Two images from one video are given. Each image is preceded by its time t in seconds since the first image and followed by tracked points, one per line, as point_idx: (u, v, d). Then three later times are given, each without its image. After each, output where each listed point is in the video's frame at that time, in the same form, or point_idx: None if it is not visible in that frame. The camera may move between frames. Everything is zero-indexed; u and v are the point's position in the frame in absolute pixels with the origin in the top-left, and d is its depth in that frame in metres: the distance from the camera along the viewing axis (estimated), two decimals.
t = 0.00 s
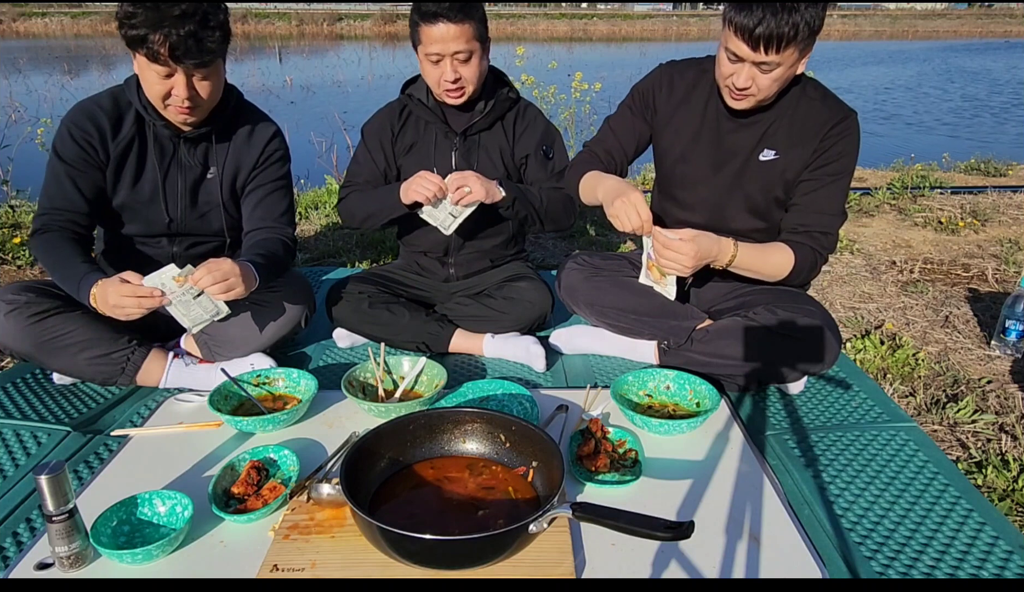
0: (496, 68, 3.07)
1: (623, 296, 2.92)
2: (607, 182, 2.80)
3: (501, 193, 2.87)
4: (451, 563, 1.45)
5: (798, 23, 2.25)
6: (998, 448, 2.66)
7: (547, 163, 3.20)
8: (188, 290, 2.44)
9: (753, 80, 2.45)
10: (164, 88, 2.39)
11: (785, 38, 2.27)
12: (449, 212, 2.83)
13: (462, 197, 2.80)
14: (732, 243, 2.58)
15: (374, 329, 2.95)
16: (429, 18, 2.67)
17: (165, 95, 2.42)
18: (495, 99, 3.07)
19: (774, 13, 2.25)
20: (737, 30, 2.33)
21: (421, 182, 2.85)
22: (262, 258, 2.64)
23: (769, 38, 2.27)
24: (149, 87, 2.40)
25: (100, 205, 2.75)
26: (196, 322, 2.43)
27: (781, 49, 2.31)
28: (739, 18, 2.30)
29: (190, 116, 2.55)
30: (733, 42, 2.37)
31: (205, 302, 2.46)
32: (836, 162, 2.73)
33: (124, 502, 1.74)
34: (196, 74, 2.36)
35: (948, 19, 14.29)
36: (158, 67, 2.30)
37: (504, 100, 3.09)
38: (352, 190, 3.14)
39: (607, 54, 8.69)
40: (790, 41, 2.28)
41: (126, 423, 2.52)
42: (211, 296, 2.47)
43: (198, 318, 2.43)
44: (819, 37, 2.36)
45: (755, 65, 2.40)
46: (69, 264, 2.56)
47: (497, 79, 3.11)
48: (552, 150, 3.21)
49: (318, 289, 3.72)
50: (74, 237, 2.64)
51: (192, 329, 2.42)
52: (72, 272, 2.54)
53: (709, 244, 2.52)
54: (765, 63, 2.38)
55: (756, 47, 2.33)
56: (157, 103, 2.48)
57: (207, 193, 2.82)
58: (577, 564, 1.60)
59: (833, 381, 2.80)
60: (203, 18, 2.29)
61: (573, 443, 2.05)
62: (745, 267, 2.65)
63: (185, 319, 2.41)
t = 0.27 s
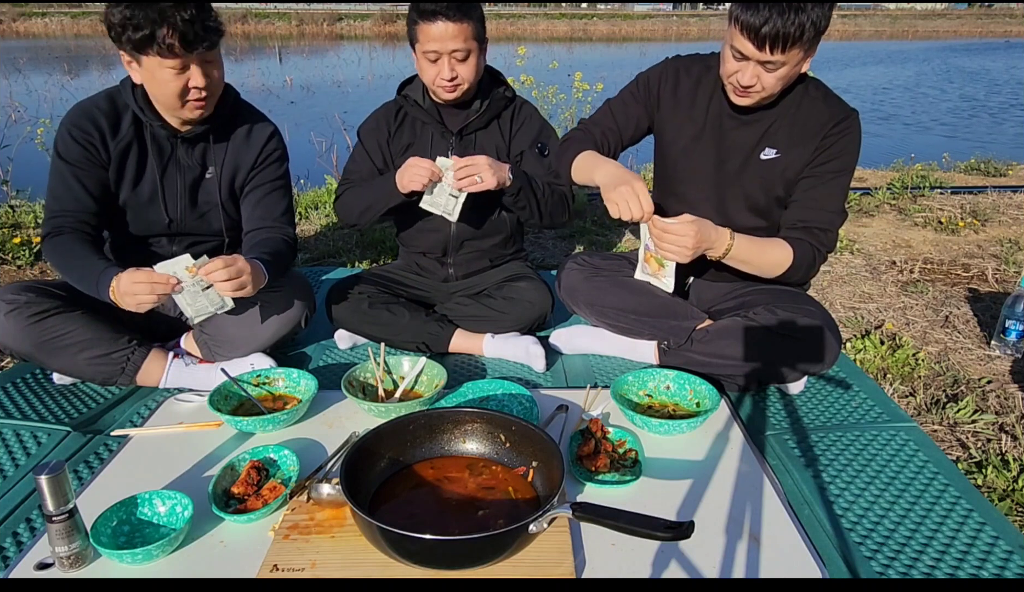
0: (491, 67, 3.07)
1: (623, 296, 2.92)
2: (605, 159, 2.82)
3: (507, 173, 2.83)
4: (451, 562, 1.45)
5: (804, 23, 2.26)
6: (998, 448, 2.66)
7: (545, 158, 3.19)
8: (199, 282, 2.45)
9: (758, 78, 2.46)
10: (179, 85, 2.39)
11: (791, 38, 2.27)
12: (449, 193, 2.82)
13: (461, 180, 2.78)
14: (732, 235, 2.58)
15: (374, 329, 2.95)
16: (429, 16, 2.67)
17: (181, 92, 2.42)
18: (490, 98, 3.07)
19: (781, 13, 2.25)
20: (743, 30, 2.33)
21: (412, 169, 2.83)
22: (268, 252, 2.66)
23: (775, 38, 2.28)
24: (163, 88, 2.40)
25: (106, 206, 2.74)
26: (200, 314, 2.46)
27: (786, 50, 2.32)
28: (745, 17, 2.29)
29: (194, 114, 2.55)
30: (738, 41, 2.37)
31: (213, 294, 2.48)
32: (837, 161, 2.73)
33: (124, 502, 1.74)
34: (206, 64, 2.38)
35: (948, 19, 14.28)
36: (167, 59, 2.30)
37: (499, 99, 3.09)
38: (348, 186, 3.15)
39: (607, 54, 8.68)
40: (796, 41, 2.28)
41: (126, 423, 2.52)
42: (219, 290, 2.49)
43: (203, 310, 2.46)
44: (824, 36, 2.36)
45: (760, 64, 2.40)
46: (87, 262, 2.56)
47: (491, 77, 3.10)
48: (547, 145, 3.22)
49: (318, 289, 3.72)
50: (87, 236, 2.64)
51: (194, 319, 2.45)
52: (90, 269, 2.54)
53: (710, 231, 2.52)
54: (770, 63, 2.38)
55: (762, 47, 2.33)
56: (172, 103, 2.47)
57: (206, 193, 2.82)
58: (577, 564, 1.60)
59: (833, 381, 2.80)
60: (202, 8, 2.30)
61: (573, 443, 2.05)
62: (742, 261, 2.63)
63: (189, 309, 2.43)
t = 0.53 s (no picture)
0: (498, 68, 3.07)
1: (623, 296, 2.92)
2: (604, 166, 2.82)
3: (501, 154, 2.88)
4: (451, 562, 1.45)
5: (806, 22, 2.26)
6: (998, 448, 2.66)
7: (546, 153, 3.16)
8: (215, 275, 2.41)
9: (761, 78, 2.46)
10: (196, 76, 2.41)
11: (793, 37, 2.27)
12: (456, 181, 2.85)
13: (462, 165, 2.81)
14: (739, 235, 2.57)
15: (374, 329, 2.95)
16: (444, 11, 2.67)
17: (199, 82, 2.43)
18: (492, 98, 3.07)
19: (782, 13, 2.25)
20: (745, 30, 2.32)
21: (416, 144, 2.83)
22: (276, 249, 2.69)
23: (777, 38, 2.28)
24: (180, 82, 2.41)
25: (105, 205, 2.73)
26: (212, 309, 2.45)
27: (788, 49, 2.32)
28: (747, 18, 2.29)
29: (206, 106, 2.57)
30: (740, 42, 2.37)
31: (228, 289, 2.45)
32: (838, 161, 2.73)
33: (124, 502, 1.74)
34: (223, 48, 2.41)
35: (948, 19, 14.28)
36: (182, 48, 2.32)
37: (501, 99, 3.09)
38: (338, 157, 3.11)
39: (607, 54, 8.69)
40: (798, 40, 2.29)
41: (126, 423, 2.52)
42: (234, 283, 2.45)
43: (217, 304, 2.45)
44: (826, 33, 2.36)
45: (762, 64, 2.40)
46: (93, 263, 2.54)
47: (495, 77, 3.10)
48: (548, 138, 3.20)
49: (318, 289, 3.72)
50: (88, 236, 2.63)
51: (205, 311, 2.45)
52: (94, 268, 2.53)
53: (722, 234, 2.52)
54: (772, 63, 2.38)
55: (763, 47, 2.33)
56: (189, 97, 2.48)
57: (203, 191, 2.82)
58: (577, 564, 1.60)
59: (833, 381, 2.80)
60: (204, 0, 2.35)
61: (573, 443, 2.05)
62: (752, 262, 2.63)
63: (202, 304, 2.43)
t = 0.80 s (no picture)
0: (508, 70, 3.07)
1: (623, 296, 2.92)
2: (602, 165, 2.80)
3: (499, 151, 2.85)
4: (451, 562, 1.45)
5: (804, 21, 2.26)
6: (998, 448, 2.66)
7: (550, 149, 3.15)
8: (209, 267, 2.43)
9: (760, 77, 2.46)
10: (191, 70, 2.41)
11: (792, 36, 2.27)
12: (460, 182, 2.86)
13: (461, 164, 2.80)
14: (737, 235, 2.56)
15: (374, 329, 2.95)
16: (458, 12, 2.66)
17: (192, 78, 2.43)
18: (498, 99, 3.09)
19: (781, 11, 2.25)
20: (744, 30, 2.33)
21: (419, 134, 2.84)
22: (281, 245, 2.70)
23: (776, 37, 2.28)
24: (174, 77, 2.41)
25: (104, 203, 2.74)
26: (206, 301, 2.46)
27: (787, 48, 2.32)
28: (745, 17, 2.29)
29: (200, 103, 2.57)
30: (739, 42, 2.37)
31: (221, 281, 2.46)
32: (837, 159, 2.74)
33: (124, 502, 1.74)
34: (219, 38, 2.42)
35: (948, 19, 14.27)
36: (178, 41, 2.33)
37: (507, 100, 3.10)
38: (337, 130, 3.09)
39: (607, 54, 8.69)
40: (796, 39, 2.28)
41: (126, 423, 2.52)
42: (229, 275, 2.47)
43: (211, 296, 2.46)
44: (825, 32, 2.36)
45: (761, 63, 2.40)
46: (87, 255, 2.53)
47: (503, 77, 3.11)
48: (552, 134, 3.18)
49: (318, 289, 3.72)
50: (84, 232, 2.63)
51: (199, 304, 2.45)
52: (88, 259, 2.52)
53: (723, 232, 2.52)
54: (771, 62, 2.38)
55: (762, 47, 2.33)
56: (183, 92, 2.47)
57: (201, 189, 2.82)
58: (577, 564, 1.60)
59: (833, 381, 2.80)
60: None
61: (573, 443, 2.05)
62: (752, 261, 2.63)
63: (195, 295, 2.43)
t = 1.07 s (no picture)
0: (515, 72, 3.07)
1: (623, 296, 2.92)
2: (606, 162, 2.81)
3: (495, 160, 2.82)
4: (451, 562, 1.45)
5: (802, 19, 2.25)
6: (998, 448, 2.66)
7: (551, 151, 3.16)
8: (192, 242, 2.50)
9: (758, 76, 2.46)
10: (145, 72, 2.39)
11: (789, 34, 2.27)
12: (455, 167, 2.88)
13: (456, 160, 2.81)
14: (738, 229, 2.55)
15: (373, 329, 2.95)
16: (469, 13, 2.66)
17: (145, 79, 2.41)
18: (503, 101, 3.08)
19: (778, 9, 2.25)
20: (741, 27, 2.33)
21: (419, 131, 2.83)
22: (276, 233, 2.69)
23: (773, 34, 2.27)
24: (128, 73, 2.40)
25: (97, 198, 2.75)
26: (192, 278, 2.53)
27: (785, 46, 2.31)
28: (743, 14, 2.29)
29: (171, 103, 2.56)
30: (737, 39, 2.37)
31: (206, 255, 2.53)
32: (836, 158, 2.74)
33: (124, 502, 1.74)
34: (176, 49, 2.37)
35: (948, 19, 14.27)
36: (138, 46, 2.31)
37: (511, 102, 3.10)
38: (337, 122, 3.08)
39: (607, 54, 8.69)
40: (794, 37, 2.28)
41: (126, 423, 2.52)
42: (211, 249, 2.54)
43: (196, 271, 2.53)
44: (823, 32, 2.36)
45: (758, 61, 2.40)
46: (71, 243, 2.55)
47: (508, 79, 3.10)
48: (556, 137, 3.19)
49: (318, 289, 3.72)
50: (73, 224, 2.63)
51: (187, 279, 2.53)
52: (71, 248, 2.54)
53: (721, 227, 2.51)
54: (769, 60, 2.38)
55: (760, 44, 2.33)
56: (138, 88, 2.46)
57: (195, 182, 2.81)
58: (577, 564, 1.60)
59: (833, 381, 2.80)
60: None
61: (573, 443, 2.05)
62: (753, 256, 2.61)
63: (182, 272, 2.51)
